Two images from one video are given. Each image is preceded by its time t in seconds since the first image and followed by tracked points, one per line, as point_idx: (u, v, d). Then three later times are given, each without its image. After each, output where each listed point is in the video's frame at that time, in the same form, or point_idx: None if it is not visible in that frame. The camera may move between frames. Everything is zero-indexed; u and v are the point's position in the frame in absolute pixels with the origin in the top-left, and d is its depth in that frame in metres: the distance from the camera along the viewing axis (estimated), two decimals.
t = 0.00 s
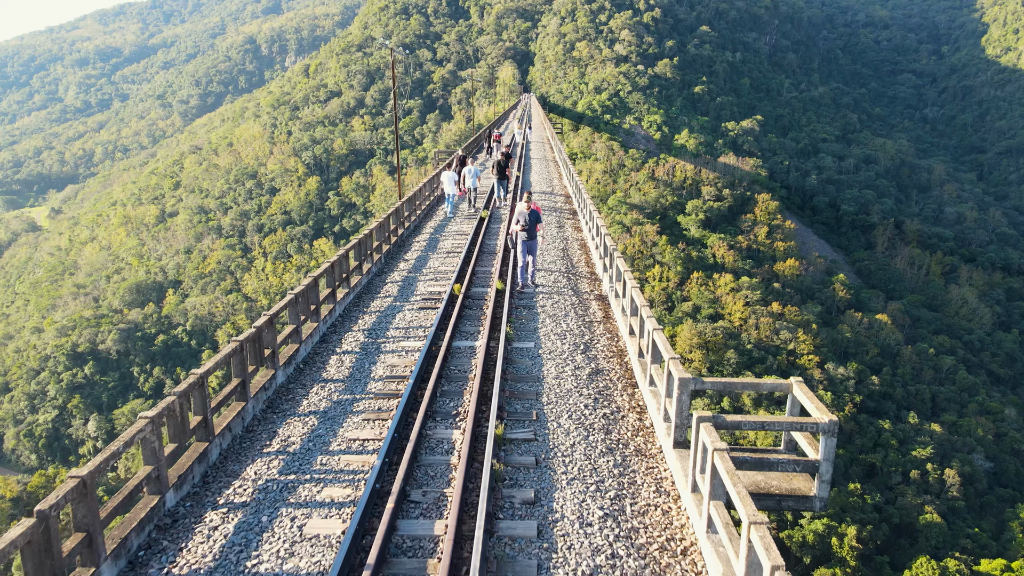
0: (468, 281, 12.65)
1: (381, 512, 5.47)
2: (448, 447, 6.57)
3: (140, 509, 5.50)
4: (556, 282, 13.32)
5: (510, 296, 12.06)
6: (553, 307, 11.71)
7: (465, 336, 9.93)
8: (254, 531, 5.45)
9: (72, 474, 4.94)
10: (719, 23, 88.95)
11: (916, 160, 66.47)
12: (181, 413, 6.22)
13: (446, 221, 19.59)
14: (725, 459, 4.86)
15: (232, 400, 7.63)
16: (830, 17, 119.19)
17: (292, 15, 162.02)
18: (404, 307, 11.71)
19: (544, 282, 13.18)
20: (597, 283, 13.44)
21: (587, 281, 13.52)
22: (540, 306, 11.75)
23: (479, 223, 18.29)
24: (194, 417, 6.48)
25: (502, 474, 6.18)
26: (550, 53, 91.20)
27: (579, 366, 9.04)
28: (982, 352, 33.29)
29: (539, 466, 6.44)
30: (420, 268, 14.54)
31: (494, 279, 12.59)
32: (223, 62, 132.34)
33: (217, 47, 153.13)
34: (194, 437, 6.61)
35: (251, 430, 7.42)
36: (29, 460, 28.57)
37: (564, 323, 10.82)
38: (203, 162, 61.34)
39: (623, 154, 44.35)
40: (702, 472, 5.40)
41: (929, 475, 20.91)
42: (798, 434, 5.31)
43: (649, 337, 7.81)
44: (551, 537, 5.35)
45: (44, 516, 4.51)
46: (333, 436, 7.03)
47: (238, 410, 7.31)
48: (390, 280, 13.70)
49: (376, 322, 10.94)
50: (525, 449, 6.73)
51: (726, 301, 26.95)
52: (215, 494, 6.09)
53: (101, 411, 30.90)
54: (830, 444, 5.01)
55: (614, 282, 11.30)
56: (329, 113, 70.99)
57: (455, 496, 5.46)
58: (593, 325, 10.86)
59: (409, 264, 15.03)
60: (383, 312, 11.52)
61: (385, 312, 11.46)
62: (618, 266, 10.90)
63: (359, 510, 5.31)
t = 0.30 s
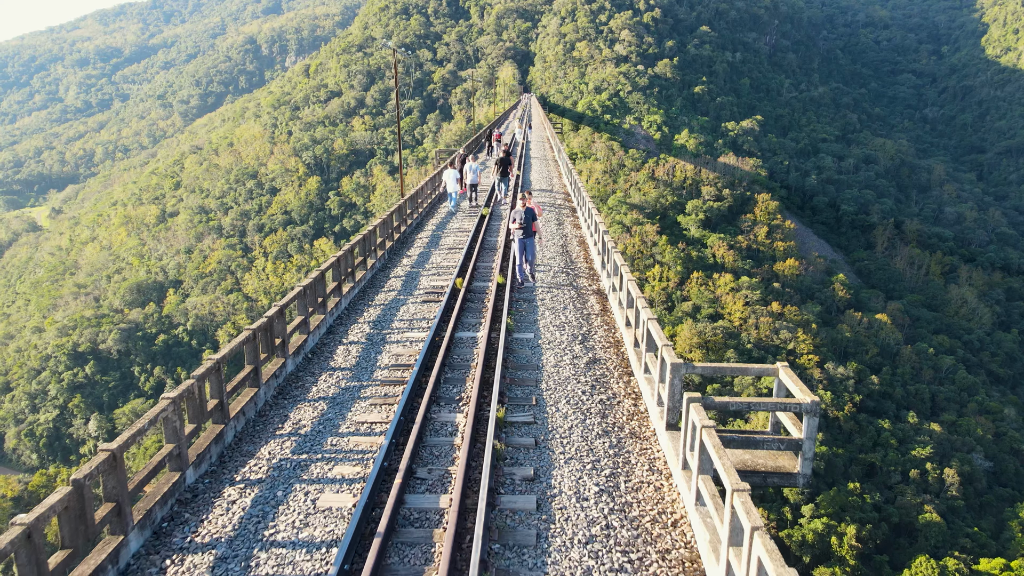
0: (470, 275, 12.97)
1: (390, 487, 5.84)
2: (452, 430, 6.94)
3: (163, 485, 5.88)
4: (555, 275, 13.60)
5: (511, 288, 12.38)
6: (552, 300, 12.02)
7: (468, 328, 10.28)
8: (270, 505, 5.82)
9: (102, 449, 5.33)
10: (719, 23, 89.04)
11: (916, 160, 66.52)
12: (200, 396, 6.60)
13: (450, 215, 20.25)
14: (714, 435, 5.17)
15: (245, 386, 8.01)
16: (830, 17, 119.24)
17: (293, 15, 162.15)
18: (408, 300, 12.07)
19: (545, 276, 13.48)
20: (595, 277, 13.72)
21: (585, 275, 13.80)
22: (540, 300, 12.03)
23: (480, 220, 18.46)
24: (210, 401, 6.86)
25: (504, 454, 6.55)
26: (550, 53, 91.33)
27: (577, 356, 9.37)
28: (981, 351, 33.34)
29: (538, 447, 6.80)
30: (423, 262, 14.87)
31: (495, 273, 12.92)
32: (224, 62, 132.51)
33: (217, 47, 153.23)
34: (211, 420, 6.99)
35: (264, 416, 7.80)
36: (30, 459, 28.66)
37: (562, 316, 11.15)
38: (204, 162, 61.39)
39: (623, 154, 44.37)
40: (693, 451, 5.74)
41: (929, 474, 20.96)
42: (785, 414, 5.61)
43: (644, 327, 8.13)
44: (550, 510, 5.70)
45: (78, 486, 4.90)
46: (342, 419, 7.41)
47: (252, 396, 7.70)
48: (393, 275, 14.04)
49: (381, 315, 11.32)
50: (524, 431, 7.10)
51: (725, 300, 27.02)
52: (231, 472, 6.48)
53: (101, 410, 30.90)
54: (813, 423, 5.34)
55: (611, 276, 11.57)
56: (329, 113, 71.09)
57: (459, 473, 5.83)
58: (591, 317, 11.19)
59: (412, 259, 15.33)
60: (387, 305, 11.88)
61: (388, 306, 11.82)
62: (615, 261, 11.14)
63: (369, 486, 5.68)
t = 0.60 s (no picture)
0: (471, 270, 13.22)
1: (396, 466, 6.16)
2: (455, 415, 7.25)
3: (181, 464, 6.19)
4: (555, 271, 13.80)
5: (511, 283, 12.59)
6: (551, 294, 12.23)
7: (470, 320, 10.56)
8: (284, 481, 6.16)
9: (126, 426, 5.65)
10: (719, 23, 89.11)
11: (916, 160, 66.57)
12: (215, 379, 6.95)
13: (453, 209, 20.87)
14: (703, 414, 5.41)
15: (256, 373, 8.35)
16: (830, 17, 119.27)
17: (293, 15, 162.28)
18: (411, 294, 12.36)
19: (545, 272, 13.70)
20: (594, 272, 13.93)
21: (584, 271, 14.00)
22: (540, 294, 12.25)
23: (482, 219, 18.59)
24: (224, 386, 7.17)
25: (505, 436, 6.87)
26: (550, 54, 91.45)
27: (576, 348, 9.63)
28: (981, 351, 33.39)
29: (538, 431, 7.11)
30: (426, 259, 15.10)
31: (496, 268, 13.14)
32: (224, 62, 132.63)
33: (217, 47, 153.27)
34: (225, 405, 7.33)
35: (275, 402, 8.11)
36: (31, 458, 28.70)
37: (561, 309, 11.38)
38: (204, 162, 61.45)
39: (623, 154, 44.34)
40: (683, 430, 6.05)
41: (928, 474, 20.98)
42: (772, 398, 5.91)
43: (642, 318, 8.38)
44: (548, 486, 6.01)
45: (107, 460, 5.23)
46: (350, 405, 7.73)
47: (262, 383, 7.99)
48: (396, 271, 14.32)
49: (384, 308, 11.62)
50: (524, 415, 7.41)
51: (725, 300, 27.07)
52: (246, 453, 6.81)
53: (102, 410, 30.92)
54: (799, 406, 5.66)
55: (609, 272, 11.78)
56: (330, 113, 71.13)
57: (462, 451, 6.14)
58: (589, 311, 11.43)
59: (415, 256, 15.56)
60: (391, 298, 12.19)
61: (392, 300, 12.10)
62: (613, 256, 11.33)
63: (377, 465, 5.99)
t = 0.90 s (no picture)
0: (473, 266, 13.60)
1: (403, 449, 6.61)
2: (458, 401, 7.69)
3: (199, 446, 6.63)
4: (554, 266, 14.13)
5: (512, 278, 12.95)
6: (551, 288, 12.59)
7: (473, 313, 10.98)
8: (297, 462, 6.63)
9: (150, 409, 6.07)
10: (719, 23, 89.15)
11: (916, 160, 66.57)
12: (229, 367, 7.37)
13: (456, 207, 21.19)
14: (694, 397, 5.89)
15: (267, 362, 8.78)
16: (830, 17, 119.27)
17: (294, 15, 162.38)
18: (414, 288, 12.75)
19: (544, 266, 14.05)
20: (592, 266, 14.30)
21: (582, 266, 14.33)
22: (539, 288, 12.58)
23: (483, 216, 18.79)
24: (238, 373, 7.57)
25: (506, 421, 7.34)
26: (550, 54, 91.58)
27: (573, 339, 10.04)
28: (981, 351, 33.43)
29: (538, 416, 7.57)
30: (428, 254, 15.42)
31: (496, 263, 13.51)
32: (224, 62, 132.75)
33: (218, 47, 153.30)
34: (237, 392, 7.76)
35: (285, 390, 8.54)
36: (32, 458, 28.80)
37: (560, 303, 11.76)
38: (205, 162, 61.49)
39: (623, 154, 44.33)
40: (675, 413, 6.53)
41: (927, 473, 21.05)
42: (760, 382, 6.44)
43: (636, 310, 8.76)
44: (547, 466, 6.51)
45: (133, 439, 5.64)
46: (359, 393, 8.19)
47: (273, 371, 8.42)
48: (399, 266, 14.68)
49: (388, 302, 12.01)
50: (525, 402, 7.88)
51: (725, 300, 27.11)
52: (259, 437, 7.27)
53: (103, 409, 30.98)
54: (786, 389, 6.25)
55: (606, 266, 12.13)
56: (330, 113, 71.11)
57: (465, 435, 6.61)
58: (587, 304, 11.82)
59: (417, 251, 15.85)
60: (394, 293, 12.57)
61: (396, 294, 12.49)
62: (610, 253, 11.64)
63: (384, 446, 6.45)
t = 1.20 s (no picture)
0: (474, 262, 13.72)
1: (408, 432, 6.78)
2: (461, 389, 7.85)
3: (213, 429, 6.80)
4: (553, 263, 14.19)
5: (512, 273, 13.06)
6: (550, 284, 12.68)
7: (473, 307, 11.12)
8: (307, 445, 6.80)
9: (169, 392, 6.23)
10: (719, 23, 89.17)
11: (916, 160, 66.64)
12: (241, 355, 7.53)
13: (458, 205, 21.32)
14: (686, 382, 6.02)
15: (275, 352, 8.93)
16: (830, 17, 119.41)
17: (294, 15, 162.51)
18: (417, 284, 12.89)
19: (544, 263, 14.20)
20: (591, 262, 14.45)
21: (581, 262, 14.41)
22: (539, 283, 12.67)
23: (483, 214, 18.80)
24: (249, 361, 7.72)
25: (506, 407, 7.49)
26: (550, 54, 91.74)
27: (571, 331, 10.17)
28: (980, 351, 33.48)
29: (537, 403, 7.73)
30: (430, 251, 15.52)
31: (497, 259, 13.66)
32: (224, 62, 132.90)
33: (218, 47, 153.37)
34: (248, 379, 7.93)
35: (293, 379, 8.70)
36: (33, 458, 28.83)
37: (558, 297, 11.87)
38: (205, 162, 61.52)
39: (623, 154, 44.32)
40: (668, 398, 6.66)
41: (926, 473, 21.10)
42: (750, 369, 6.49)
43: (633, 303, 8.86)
44: (546, 449, 6.67)
45: (152, 420, 5.79)
46: (363, 380, 8.34)
47: (282, 360, 8.60)
48: (402, 262, 14.80)
49: (392, 296, 12.16)
50: (524, 389, 8.04)
51: (725, 300, 27.13)
52: (270, 422, 7.44)
53: (104, 409, 31.04)
54: (774, 375, 6.32)
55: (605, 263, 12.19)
56: (331, 113, 71.13)
57: (467, 419, 6.77)
58: (585, 299, 11.91)
59: (420, 249, 15.93)
60: (398, 288, 12.73)
61: (399, 289, 12.62)
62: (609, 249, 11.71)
63: (391, 429, 6.62)
